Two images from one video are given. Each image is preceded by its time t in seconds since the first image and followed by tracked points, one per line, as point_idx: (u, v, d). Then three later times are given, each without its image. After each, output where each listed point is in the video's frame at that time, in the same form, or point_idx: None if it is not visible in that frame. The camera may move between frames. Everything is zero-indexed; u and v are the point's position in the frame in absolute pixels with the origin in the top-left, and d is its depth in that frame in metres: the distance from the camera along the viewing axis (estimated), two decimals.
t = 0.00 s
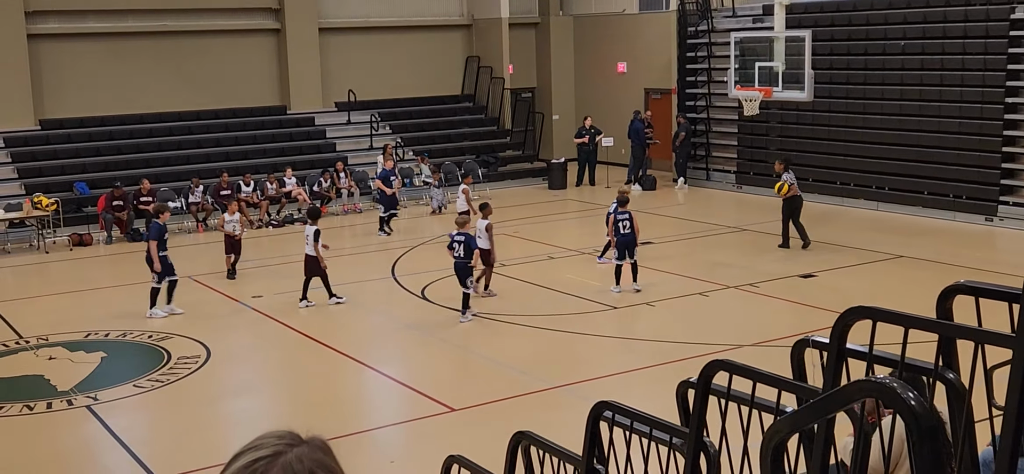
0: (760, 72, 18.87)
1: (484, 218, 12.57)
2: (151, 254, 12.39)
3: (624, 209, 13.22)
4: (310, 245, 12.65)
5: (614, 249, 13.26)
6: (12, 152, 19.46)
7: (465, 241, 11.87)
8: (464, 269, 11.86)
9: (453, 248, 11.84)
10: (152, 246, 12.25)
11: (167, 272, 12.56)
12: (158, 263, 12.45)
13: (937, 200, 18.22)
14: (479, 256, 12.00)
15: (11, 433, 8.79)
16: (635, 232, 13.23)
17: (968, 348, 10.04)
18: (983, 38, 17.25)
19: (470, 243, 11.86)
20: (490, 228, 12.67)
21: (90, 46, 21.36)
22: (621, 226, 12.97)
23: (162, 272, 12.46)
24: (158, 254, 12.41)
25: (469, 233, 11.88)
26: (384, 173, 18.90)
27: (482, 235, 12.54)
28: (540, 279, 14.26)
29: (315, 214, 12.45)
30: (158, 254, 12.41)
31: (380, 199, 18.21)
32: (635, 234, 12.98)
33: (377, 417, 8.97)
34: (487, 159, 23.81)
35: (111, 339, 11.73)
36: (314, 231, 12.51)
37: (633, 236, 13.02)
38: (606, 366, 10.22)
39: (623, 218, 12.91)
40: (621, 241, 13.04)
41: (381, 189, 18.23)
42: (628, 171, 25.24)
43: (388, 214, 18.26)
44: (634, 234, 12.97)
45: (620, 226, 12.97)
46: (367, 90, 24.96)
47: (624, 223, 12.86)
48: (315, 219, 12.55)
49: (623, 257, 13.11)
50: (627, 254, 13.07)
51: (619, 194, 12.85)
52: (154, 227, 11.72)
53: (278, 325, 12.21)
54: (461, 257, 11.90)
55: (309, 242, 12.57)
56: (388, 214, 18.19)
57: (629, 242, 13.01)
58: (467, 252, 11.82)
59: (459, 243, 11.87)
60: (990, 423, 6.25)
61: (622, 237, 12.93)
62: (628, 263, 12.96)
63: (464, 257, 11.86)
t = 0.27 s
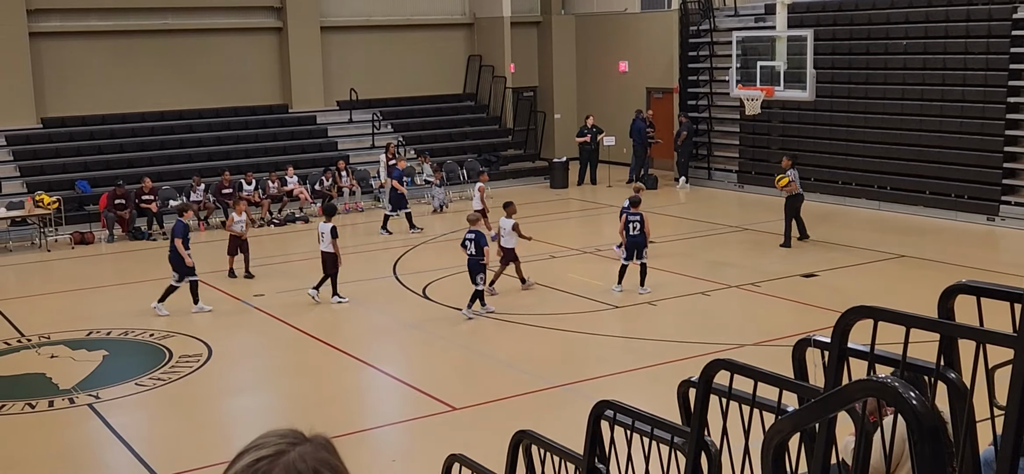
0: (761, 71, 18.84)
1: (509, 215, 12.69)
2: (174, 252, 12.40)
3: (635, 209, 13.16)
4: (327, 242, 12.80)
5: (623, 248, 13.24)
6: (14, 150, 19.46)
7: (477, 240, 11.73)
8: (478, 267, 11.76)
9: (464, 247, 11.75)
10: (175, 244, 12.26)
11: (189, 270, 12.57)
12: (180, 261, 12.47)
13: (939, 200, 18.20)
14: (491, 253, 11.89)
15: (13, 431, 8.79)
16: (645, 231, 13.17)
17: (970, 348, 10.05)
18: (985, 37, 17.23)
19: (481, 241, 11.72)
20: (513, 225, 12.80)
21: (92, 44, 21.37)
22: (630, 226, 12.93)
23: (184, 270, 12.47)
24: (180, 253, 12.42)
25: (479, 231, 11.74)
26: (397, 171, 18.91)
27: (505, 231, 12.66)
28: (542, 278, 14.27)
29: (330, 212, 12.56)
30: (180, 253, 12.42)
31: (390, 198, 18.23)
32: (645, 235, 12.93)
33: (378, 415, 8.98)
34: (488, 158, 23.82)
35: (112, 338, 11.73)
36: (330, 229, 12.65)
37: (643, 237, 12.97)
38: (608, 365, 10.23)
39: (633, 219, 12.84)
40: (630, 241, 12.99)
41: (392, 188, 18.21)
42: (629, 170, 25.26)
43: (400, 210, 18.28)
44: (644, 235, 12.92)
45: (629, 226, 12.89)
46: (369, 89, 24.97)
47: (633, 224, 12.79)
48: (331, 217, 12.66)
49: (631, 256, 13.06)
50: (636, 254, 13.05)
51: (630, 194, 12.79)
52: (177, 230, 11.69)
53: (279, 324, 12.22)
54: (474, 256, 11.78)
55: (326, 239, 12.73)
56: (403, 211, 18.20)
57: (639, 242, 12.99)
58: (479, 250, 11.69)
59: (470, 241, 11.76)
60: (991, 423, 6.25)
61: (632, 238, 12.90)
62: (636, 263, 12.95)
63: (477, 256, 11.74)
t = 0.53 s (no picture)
0: (764, 68, 18.79)
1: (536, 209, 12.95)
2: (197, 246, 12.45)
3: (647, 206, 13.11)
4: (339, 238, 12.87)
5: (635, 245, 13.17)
6: (15, 146, 19.47)
7: (487, 233, 11.86)
8: (486, 259, 11.89)
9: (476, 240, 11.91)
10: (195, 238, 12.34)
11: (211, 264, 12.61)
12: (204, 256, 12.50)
13: (941, 198, 18.19)
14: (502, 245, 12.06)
15: (16, 427, 8.81)
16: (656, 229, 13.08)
17: (972, 346, 10.05)
18: (987, 35, 17.21)
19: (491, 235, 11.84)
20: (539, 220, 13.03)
21: (93, 41, 21.38)
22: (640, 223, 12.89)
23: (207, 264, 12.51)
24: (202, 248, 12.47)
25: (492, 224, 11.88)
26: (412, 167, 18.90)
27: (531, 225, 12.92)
28: (543, 275, 14.27)
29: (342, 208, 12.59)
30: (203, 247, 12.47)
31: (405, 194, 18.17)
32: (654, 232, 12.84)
33: (379, 412, 8.98)
34: (489, 155, 23.83)
35: (114, 334, 11.75)
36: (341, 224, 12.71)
37: (652, 234, 12.89)
38: (609, 362, 10.23)
39: (643, 215, 12.79)
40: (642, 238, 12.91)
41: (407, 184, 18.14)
42: (631, 167, 25.26)
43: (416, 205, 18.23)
44: (652, 232, 12.85)
45: (638, 223, 12.86)
46: (371, 86, 24.97)
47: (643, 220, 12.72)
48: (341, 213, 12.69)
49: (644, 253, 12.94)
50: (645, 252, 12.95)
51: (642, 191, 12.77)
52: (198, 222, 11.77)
53: (281, 320, 12.22)
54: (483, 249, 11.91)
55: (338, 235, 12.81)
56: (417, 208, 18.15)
57: (647, 240, 12.91)
58: (488, 244, 11.80)
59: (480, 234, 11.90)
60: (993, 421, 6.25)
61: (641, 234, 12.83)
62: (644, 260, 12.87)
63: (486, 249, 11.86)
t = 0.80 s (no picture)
0: (764, 63, 18.77)
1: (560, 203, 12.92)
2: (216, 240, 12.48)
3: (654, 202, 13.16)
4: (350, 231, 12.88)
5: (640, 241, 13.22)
6: (16, 140, 19.46)
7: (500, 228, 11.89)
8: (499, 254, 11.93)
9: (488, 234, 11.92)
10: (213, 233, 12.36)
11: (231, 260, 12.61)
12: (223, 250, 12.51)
13: (941, 194, 18.17)
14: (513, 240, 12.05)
15: (17, 420, 8.83)
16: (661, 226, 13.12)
17: (971, 342, 10.07)
18: (988, 31, 17.20)
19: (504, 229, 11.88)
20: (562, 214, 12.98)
21: (94, 35, 21.37)
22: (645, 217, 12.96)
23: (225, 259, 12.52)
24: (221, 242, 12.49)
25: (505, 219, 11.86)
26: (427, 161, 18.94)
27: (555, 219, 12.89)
28: (543, 270, 14.27)
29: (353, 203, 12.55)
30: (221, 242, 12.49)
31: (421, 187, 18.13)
32: (657, 228, 12.88)
33: (379, 406, 8.99)
34: (489, 150, 23.83)
35: (114, 327, 11.76)
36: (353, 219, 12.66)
37: (656, 230, 12.92)
38: (609, 356, 10.24)
39: (647, 210, 12.86)
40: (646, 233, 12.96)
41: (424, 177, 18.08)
42: (631, 162, 25.26)
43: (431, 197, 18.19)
44: (656, 228, 12.90)
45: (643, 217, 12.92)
46: (370, 80, 24.96)
47: (646, 215, 12.78)
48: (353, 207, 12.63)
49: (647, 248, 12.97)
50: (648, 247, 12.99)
51: (649, 186, 12.85)
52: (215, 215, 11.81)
53: (281, 314, 12.23)
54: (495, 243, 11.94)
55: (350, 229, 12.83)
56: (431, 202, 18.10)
57: (650, 235, 12.95)
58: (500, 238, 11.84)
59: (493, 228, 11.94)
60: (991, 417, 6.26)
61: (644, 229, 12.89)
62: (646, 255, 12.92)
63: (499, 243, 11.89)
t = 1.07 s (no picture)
0: (762, 58, 18.73)
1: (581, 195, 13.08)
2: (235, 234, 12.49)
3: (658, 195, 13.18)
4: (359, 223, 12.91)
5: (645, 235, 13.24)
6: (13, 133, 19.41)
7: (512, 218, 12.19)
8: (512, 244, 12.19)
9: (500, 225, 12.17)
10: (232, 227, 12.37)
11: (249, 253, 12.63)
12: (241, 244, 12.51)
13: (939, 189, 18.18)
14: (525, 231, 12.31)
15: (16, 413, 8.82)
16: (666, 219, 13.14)
17: (969, 337, 10.09)
18: (987, 26, 17.19)
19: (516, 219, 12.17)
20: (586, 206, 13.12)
21: (91, 27, 21.32)
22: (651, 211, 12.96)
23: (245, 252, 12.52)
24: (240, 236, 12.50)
25: (516, 209, 12.16)
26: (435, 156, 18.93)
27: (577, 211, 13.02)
28: (541, 264, 14.28)
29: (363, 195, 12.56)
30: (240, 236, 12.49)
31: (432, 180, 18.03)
32: (664, 221, 12.89)
33: (377, 400, 8.99)
34: (487, 143, 23.83)
35: (111, 321, 11.75)
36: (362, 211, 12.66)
37: (662, 223, 12.94)
38: (607, 351, 10.25)
39: (654, 203, 12.86)
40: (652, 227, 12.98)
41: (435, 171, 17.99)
42: (629, 156, 25.26)
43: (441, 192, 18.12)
44: (662, 221, 12.91)
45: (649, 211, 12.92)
46: (369, 74, 24.93)
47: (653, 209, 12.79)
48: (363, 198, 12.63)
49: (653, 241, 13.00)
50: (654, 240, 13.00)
51: (656, 180, 12.85)
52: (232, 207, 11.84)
53: (279, 308, 12.23)
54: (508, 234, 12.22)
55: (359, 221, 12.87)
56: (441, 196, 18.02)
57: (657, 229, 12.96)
58: (513, 228, 12.13)
59: (505, 219, 12.23)
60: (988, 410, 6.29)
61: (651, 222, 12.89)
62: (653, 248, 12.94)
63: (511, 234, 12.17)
